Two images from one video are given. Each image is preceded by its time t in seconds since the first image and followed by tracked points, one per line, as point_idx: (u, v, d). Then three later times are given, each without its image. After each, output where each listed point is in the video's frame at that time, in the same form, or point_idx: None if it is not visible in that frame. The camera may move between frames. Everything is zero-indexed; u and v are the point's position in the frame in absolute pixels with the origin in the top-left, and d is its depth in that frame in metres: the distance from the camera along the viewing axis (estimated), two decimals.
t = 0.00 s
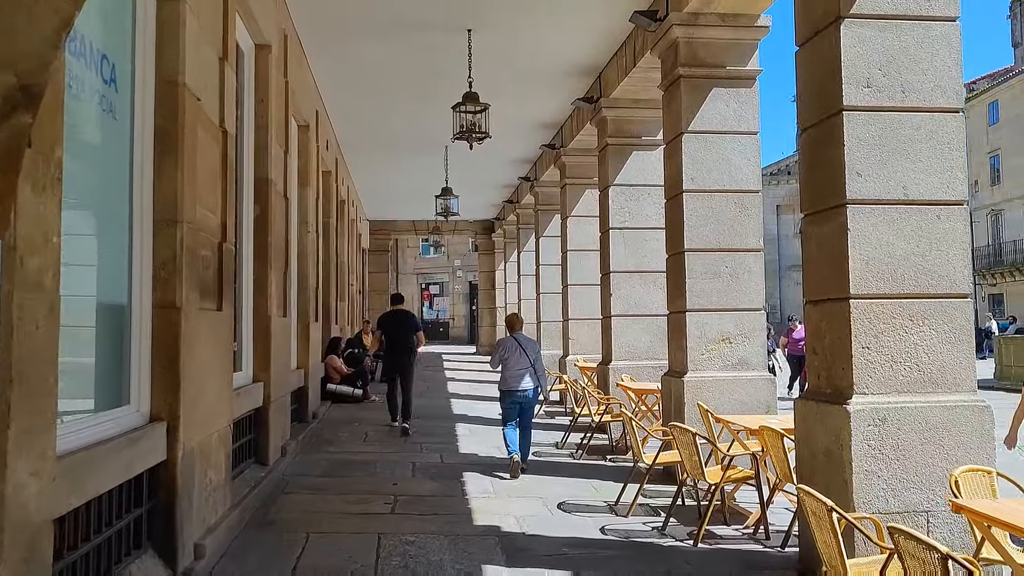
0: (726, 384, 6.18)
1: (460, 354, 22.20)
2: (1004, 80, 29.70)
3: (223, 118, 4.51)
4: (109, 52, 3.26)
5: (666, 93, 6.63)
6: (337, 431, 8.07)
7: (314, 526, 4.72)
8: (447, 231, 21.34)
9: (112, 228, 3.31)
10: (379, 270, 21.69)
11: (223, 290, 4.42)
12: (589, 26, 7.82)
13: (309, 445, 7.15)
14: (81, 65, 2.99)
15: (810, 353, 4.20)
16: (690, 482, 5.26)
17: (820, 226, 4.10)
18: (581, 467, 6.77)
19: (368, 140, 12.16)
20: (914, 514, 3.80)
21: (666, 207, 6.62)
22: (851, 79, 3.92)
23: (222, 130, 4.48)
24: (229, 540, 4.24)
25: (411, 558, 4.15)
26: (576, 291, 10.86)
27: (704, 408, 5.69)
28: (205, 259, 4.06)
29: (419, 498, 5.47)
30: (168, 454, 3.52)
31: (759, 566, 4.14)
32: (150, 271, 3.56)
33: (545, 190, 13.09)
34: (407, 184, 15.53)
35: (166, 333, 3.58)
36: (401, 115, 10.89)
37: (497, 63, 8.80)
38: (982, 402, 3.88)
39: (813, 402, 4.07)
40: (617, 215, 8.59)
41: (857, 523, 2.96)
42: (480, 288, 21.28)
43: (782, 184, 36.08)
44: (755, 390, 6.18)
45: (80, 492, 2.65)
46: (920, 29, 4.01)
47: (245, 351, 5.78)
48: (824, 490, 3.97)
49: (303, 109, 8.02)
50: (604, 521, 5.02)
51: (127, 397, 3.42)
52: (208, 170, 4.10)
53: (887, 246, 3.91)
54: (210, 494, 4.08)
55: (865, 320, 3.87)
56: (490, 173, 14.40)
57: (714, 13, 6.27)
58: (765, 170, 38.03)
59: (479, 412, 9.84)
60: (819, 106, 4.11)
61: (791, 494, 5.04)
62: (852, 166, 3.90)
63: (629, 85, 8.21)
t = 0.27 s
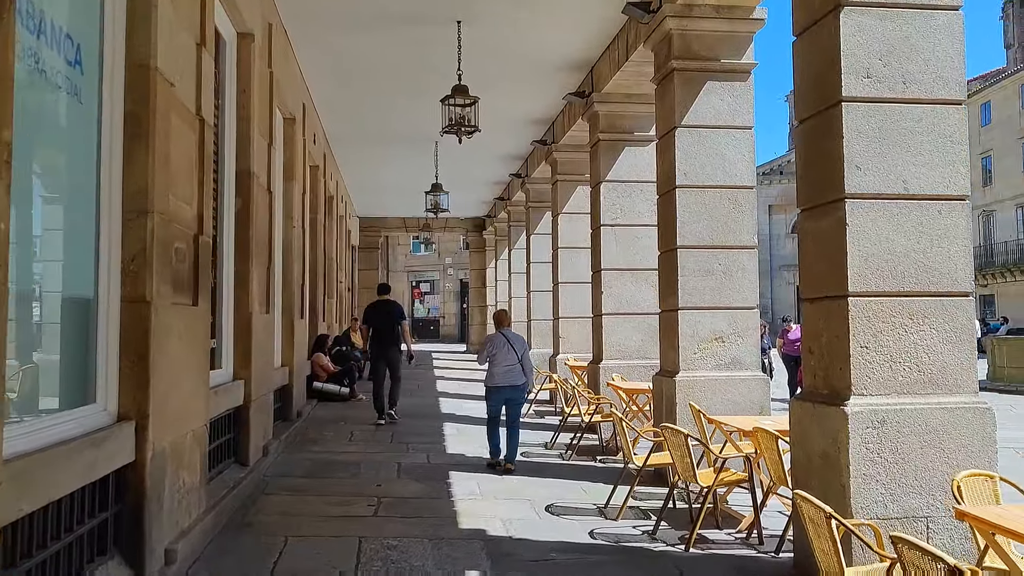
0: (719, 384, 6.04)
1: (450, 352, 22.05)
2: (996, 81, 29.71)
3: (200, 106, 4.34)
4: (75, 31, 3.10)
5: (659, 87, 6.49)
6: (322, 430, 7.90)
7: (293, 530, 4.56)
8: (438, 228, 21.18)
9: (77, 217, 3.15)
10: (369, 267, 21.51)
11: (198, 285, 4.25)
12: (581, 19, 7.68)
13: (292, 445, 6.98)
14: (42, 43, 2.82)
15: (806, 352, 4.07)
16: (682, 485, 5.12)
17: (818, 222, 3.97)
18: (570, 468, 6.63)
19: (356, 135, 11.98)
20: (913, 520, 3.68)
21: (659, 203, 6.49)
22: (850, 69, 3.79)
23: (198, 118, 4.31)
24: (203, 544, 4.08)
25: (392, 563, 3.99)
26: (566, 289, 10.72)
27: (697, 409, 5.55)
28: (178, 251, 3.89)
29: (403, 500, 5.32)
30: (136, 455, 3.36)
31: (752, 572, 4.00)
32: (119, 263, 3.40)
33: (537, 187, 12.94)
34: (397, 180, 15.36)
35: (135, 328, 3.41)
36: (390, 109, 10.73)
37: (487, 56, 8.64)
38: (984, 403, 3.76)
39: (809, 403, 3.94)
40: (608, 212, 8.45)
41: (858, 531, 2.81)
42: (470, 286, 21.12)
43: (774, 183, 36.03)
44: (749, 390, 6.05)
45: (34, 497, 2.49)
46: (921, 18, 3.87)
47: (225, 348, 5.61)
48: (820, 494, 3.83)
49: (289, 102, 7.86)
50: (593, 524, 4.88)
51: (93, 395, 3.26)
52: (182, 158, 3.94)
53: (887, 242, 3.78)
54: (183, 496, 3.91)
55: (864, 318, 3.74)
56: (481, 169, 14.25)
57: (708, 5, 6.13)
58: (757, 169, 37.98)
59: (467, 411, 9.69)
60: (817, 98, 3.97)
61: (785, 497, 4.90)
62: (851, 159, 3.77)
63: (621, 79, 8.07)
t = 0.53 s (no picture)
0: (711, 389, 5.90)
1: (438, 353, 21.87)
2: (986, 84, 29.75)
3: (173, 99, 4.16)
4: (35, 16, 2.91)
5: (651, 85, 6.34)
6: (305, 434, 7.72)
7: (270, 541, 4.38)
8: (427, 228, 21.00)
9: (36, 214, 2.96)
10: (357, 267, 21.30)
11: (170, 286, 4.07)
12: (572, 15, 7.52)
13: (272, 450, 6.79)
14: None
15: (802, 359, 3.92)
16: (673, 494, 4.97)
17: (816, 223, 3.82)
18: (558, 474, 6.47)
19: (343, 133, 11.78)
20: (914, 534, 3.53)
21: (650, 203, 6.34)
22: (850, 65, 3.64)
23: (171, 112, 4.13)
24: (173, 558, 3.90)
25: None
26: (556, 290, 10.56)
27: (688, 415, 5.40)
28: (147, 251, 3.71)
29: (385, 509, 5.14)
30: (98, 466, 3.18)
31: None
32: (82, 263, 3.21)
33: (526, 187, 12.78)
34: (385, 179, 15.16)
35: (99, 332, 3.23)
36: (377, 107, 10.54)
37: (476, 53, 8.48)
38: (987, 413, 3.62)
39: (806, 412, 3.79)
40: (599, 212, 8.29)
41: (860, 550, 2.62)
42: (459, 287, 20.94)
43: (765, 184, 36.02)
44: (742, 396, 5.90)
45: None
46: (924, 13, 3.73)
47: (202, 351, 5.42)
48: (817, 506, 3.68)
49: (272, 98, 7.66)
50: (581, 535, 4.72)
51: (53, 403, 3.07)
52: (152, 153, 3.75)
53: (887, 244, 3.64)
54: (151, 508, 3.73)
55: (864, 324, 3.59)
56: (470, 168, 14.08)
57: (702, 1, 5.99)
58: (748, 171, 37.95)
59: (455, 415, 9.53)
60: (815, 94, 3.83)
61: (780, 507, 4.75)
62: (850, 158, 3.62)
63: (613, 77, 7.92)
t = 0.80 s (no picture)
0: (704, 393, 5.77)
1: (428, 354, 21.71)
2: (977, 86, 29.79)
3: (149, 93, 4.01)
4: None
5: (644, 82, 6.22)
6: (291, 438, 7.56)
7: (250, 551, 4.23)
8: (417, 228, 20.85)
9: None
10: (346, 268, 21.12)
11: (145, 287, 3.92)
12: (564, 12, 7.39)
13: (256, 455, 6.63)
14: None
15: (800, 363, 3.81)
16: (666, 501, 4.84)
17: (815, 224, 3.70)
18: (548, 480, 6.33)
19: (332, 131, 11.62)
20: (915, 545, 3.41)
21: (643, 203, 6.22)
22: (850, 60, 3.53)
23: (147, 107, 3.98)
24: (147, 570, 3.74)
25: None
26: (547, 291, 10.43)
27: (682, 420, 5.28)
28: (120, 251, 3.56)
29: (370, 517, 4.99)
30: (65, 477, 3.03)
31: None
32: (48, 263, 3.06)
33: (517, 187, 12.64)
34: (374, 178, 15.01)
35: (66, 335, 3.08)
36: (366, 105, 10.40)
37: (466, 50, 8.34)
38: (991, 420, 3.50)
39: (804, 418, 3.67)
40: (590, 212, 8.17)
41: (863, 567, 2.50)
42: (449, 287, 20.78)
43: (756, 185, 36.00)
44: (736, 400, 5.78)
45: None
46: (926, 7, 3.62)
47: (182, 354, 5.27)
48: (815, 516, 3.56)
49: (257, 95, 7.51)
50: (571, 544, 4.58)
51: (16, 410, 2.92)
52: (126, 149, 3.60)
53: (888, 246, 3.52)
54: (124, 518, 3.57)
55: (864, 327, 3.48)
56: (460, 168, 13.94)
57: None
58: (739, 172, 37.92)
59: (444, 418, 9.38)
60: (814, 91, 3.71)
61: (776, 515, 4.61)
62: (850, 156, 3.51)
63: (605, 75, 7.80)
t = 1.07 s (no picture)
0: (703, 395, 5.64)
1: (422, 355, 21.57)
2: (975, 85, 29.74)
3: (129, 84, 3.87)
4: None
5: (641, 78, 6.09)
6: (281, 440, 7.42)
7: (233, 559, 4.09)
8: (411, 228, 20.70)
9: None
10: (340, 268, 20.96)
11: (124, 284, 3.77)
12: (559, 7, 7.26)
13: (244, 458, 6.49)
14: None
15: (802, 364, 3.68)
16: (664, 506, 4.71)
17: (818, 220, 3.57)
18: (543, 483, 6.20)
19: (324, 129, 11.48)
20: (923, 553, 3.29)
21: (640, 201, 6.09)
22: (856, 50, 3.40)
23: (127, 98, 3.84)
24: None
25: None
26: (542, 291, 10.30)
27: (679, 422, 5.15)
28: (96, 246, 3.42)
29: (360, 522, 4.85)
30: (35, 483, 2.89)
31: None
32: (17, 259, 2.92)
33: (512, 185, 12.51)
34: (367, 177, 14.86)
35: (36, 334, 2.94)
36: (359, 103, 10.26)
37: (460, 46, 8.20)
38: (1001, 423, 3.38)
39: (806, 421, 3.54)
40: (586, 210, 8.04)
41: None
42: (444, 287, 20.65)
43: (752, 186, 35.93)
44: (735, 402, 5.65)
45: None
46: None
47: (166, 355, 5.13)
48: (819, 523, 3.43)
49: (247, 91, 7.37)
50: (566, 550, 4.45)
51: None
52: (101, 140, 3.46)
53: (895, 242, 3.40)
54: (100, 526, 3.43)
55: (870, 327, 3.35)
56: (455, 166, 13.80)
57: None
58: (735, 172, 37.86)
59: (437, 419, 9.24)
60: (817, 82, 3.59)
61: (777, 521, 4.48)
62: (855, 149, 3.38)
63: (602, 71, 7.67)
